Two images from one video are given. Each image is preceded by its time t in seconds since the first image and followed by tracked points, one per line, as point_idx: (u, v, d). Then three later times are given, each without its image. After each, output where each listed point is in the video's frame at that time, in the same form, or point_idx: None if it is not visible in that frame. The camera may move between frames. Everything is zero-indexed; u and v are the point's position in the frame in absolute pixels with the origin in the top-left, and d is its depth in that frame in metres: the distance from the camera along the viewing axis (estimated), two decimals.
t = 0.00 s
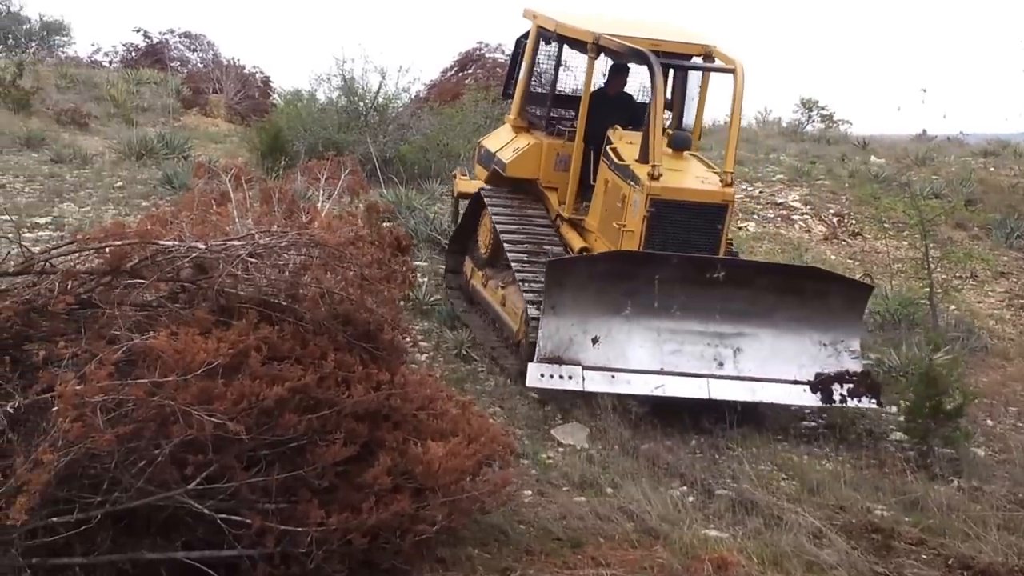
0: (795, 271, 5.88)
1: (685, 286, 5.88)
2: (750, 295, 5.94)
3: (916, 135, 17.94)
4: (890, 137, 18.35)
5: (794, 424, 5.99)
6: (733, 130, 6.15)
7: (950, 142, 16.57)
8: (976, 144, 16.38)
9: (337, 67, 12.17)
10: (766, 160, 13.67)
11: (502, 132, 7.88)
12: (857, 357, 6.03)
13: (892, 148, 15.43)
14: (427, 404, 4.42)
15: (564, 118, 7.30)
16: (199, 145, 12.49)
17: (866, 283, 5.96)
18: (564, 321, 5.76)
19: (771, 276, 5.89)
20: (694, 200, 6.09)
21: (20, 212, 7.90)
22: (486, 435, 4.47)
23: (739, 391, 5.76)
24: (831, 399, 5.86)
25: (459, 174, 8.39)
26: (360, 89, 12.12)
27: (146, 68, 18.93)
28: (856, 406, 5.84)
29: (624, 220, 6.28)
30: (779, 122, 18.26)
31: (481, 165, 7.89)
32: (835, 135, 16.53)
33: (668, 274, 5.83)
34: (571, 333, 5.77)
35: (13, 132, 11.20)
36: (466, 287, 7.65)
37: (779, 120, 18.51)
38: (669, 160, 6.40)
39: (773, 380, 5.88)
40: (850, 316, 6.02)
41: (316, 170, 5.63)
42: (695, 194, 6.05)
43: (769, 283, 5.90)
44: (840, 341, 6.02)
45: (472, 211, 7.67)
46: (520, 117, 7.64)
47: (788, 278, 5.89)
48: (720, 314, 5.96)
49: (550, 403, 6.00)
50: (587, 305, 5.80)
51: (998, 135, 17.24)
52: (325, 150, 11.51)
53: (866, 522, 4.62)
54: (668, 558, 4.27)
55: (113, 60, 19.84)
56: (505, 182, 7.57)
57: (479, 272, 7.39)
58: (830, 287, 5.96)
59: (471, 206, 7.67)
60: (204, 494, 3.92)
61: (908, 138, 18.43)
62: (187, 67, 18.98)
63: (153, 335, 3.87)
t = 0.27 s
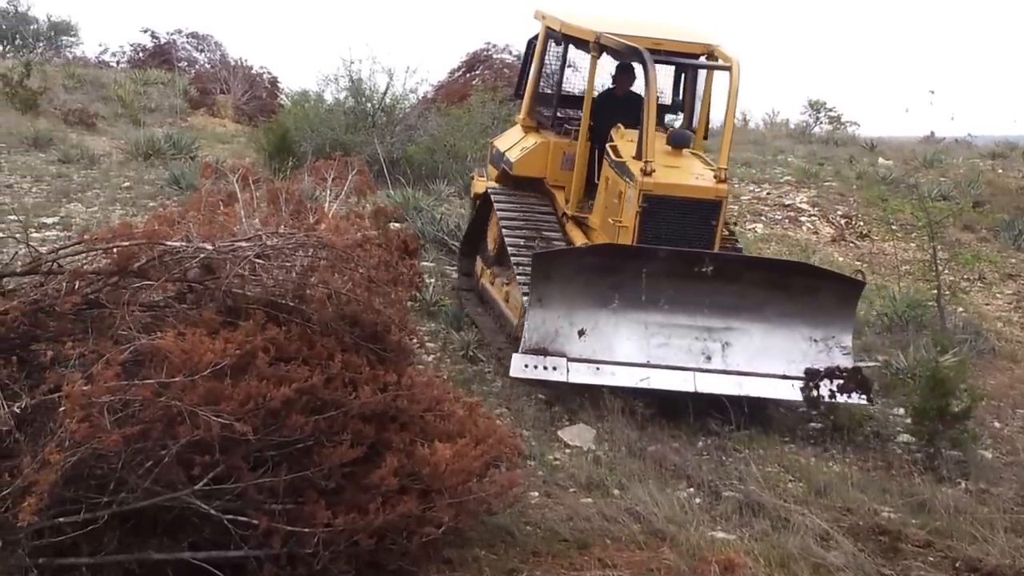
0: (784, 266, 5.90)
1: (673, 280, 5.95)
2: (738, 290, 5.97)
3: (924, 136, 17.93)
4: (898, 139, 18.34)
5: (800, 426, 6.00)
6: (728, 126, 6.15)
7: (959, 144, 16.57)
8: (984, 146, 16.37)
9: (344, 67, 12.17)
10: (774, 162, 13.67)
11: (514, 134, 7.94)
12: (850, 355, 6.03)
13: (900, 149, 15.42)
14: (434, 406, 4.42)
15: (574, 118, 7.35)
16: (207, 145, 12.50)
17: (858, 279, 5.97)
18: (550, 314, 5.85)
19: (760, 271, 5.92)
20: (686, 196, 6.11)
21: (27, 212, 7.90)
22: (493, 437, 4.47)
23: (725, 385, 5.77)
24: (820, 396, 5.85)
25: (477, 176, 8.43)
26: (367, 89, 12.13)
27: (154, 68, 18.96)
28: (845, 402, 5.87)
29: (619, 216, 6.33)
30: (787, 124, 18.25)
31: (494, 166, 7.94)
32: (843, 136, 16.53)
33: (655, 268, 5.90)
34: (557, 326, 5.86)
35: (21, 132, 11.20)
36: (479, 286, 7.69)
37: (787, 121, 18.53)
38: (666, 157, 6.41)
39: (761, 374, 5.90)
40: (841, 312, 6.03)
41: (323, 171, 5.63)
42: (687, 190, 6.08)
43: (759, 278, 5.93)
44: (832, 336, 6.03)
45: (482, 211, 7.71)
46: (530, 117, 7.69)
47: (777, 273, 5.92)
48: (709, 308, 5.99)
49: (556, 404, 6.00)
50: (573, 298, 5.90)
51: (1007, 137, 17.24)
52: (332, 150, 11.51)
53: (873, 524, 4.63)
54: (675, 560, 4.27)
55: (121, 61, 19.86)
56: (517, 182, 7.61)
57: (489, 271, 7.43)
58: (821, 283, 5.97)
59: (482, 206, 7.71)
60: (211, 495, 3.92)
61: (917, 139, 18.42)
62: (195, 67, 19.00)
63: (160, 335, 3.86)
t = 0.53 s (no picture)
0: (766, 260, 6.01)
1: (656, 274, 6.07)
2: (721, 284, 6.08)
3: (930, 138, 17.91)
4: (904, 141, 18.32)
5: (804, 428, 5.99)
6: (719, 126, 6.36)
7: (964, 146, 16.56)
8: (990, 148, 16.35)
9: (349, 68, 12.17)
10: (779, 163, 13.66)
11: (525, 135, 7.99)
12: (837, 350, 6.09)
13: (906, 151, 15.42)
14: (437, 406, 4.42)
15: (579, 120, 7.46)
16: (211, 146, 12.50)
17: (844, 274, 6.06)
18: (531, 306, 6.00)
19: (744, 265, 6.03)
20: (676, 190, 6.34)
21: (32, 212, 7.91)
22: (497, 438, 4.46)
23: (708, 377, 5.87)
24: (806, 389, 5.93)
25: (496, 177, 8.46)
26: (372, 90, 12.13)
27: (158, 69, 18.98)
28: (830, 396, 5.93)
29: (611, 213, 6.55)
30: (792, 126, 18.23)
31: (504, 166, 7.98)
32: (848, 138, 16.52)
33: (636, 261, 6.04)
34: (538, 318, 6.00)
35: (26, 132, 11.21)
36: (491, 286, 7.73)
37: (792, 123, 18.54)
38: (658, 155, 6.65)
39: (746, 368, 5.98)
40: (827, 307, 6.12)
41: (328, 172, 5.63)
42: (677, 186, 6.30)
43: (742, 272, 6.04)
44: (818, 332, 6.11)
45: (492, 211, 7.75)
46: (538, 118, 7.75)
47: (760, 267, 6.03)
48: (693, 302, 6.11)
49: (560, 405, 5.99)
50: (555, 291, 6.04)
51: (1013, 139, 17.22)
52: (336, 151, 11.52)
53: (877, 526, 4.63)
54: (678, 562, 4.27)
55: (126, 61, 19.89)
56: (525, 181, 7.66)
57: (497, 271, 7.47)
58: (805, 277, 6.07)
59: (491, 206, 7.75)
60: (214, 496, 3.92)
61: (922, 141, 18.41)
62: (200, 67, 19.01)
63: (164, 336, 3.86)
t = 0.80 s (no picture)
0: (746, 258, 6.16)
1: (637, 271, 6.25)
2: (703, 282, 6.24)
3: (932, 140, 17.90)
4: (906, 143, 18.33)
5: (806, 430, 5.99)
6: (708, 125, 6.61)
7: (966, 148, 16.56)
8: (992, 150, 16.35)
9: (350, 69, 12.15)
10: (780, 165, 13.66)
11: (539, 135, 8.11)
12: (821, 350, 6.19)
13: (908, 153, 15.42)
14: (438, 407, 4.41)
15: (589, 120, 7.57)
16: (212, 146, 12.50)
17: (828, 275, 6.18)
18: (510, 300, 6.19)
19: (725, 263, 6.19)
20: (666, 188, 6.59)
21: (33, 212, 7.91)
22: (498, 439, 4.47)
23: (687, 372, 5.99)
24: (786, 388, 5.99)
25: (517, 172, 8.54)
26: (373, 91, 12.13)
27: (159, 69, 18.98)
28: (812, 395, 5.99)
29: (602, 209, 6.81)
30: (794, 128, 18.23)
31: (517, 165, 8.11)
32: (850, 140, 16.52)
33: (617, 258, 6.22)
34: (518, 312, 6.17)
35: (27, 132, 11.20)
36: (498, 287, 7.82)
37: (794, 125, 18.56)
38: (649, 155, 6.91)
39: (726, 364, 6.11)
40: (810, 307, 6.24)
41: (329, 172, 5.63)
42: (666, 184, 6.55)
43: (722, 270, 6.20)
44: (801, 332, 6.23)
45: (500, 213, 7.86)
46: (548, 118, 7.87)
47: (741, 266, 6.18)
48: (675, 300, 6.27)
49: (561, 406, 5.99)
50: (537, 286, 6.23)
51: (1015, 141, 17.22)
52: (337, 151, 11.51)
53: (879, 528, 4.63)
54: (679, 564, 4.27)
55: (127, 61, 19.89)
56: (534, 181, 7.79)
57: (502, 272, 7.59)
58: (787, 277, 6.20)
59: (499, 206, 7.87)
60: (215, 496, 3.92)
61: (924, 144, 18.41)
62: (201, 67, 19.01)
63: (165, 337, 3.85)
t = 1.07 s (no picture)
0: (724, 256, 6.31)
1: (617, 267, 6.45)
2: (683, 279, 6.41)
3: (932, 142, 17.89)
4: (906, 145, 18.32)
5: (806, 431, 5.98)
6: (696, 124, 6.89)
7: (967, 150, 16.56)
8: (992, 152, 16.33)
9: (350, 69, 12.11)
10: (781, 166, 13.66)
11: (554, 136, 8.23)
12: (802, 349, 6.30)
13: (908, 155, 15.41)
14: (438, 408, 4.41)
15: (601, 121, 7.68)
16: (212, 147, 12.49)
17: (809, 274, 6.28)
18: (491, 293, 6.44)
19: (703, 260, 6.35)
20: (654, 186, 6.90)
21: (33, 212, 7.90)
22: (497, 440, 4.49)
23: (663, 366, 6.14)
24: (764, 386, 6.08)
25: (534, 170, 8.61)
26: (374, 91, 12.12)
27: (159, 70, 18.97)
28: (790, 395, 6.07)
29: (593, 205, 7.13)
30: (794, 129, 18.22)
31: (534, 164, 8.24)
32: (851, 141, 16.51)
33: (597, 253, 6.42)
34: (499, 305, 6.43)
35: (27, 132, 11.20)
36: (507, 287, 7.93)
37: (794, 126, 18.57)
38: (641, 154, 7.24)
39: (703, 361, 6.26)
40: (791, 305, 6.34)
41: (328, 172, 5.62)
42: (654, 181, 6.86)
43: (701, 267, 6.36)
44: (781, 330, 6.35)
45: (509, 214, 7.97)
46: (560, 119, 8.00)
47: (720, 264, 6.33)
48: (655, 297, 6.45)
49: (561, 408, 5.99)
50: (517, 280, 6.48)
51: (1015, 143, 17.22)
52: (338, 152, 11.50)
53: (878, 530, 4.62)
54: (679, 565, 4.27)
55: (126, 62, 19.89)
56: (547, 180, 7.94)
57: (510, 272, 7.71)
58: (767, 275, 6.32)
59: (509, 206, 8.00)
60: (214, 497, 3.92)
61: (925, 145, 18.41)
62: (200, 68, 19.00)
63: (165, 337, 3.85)
